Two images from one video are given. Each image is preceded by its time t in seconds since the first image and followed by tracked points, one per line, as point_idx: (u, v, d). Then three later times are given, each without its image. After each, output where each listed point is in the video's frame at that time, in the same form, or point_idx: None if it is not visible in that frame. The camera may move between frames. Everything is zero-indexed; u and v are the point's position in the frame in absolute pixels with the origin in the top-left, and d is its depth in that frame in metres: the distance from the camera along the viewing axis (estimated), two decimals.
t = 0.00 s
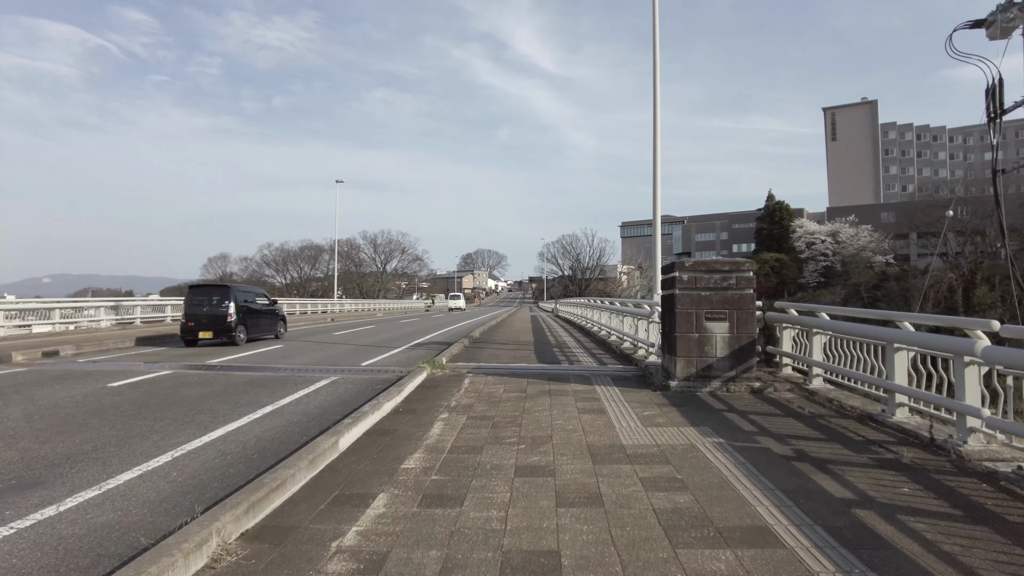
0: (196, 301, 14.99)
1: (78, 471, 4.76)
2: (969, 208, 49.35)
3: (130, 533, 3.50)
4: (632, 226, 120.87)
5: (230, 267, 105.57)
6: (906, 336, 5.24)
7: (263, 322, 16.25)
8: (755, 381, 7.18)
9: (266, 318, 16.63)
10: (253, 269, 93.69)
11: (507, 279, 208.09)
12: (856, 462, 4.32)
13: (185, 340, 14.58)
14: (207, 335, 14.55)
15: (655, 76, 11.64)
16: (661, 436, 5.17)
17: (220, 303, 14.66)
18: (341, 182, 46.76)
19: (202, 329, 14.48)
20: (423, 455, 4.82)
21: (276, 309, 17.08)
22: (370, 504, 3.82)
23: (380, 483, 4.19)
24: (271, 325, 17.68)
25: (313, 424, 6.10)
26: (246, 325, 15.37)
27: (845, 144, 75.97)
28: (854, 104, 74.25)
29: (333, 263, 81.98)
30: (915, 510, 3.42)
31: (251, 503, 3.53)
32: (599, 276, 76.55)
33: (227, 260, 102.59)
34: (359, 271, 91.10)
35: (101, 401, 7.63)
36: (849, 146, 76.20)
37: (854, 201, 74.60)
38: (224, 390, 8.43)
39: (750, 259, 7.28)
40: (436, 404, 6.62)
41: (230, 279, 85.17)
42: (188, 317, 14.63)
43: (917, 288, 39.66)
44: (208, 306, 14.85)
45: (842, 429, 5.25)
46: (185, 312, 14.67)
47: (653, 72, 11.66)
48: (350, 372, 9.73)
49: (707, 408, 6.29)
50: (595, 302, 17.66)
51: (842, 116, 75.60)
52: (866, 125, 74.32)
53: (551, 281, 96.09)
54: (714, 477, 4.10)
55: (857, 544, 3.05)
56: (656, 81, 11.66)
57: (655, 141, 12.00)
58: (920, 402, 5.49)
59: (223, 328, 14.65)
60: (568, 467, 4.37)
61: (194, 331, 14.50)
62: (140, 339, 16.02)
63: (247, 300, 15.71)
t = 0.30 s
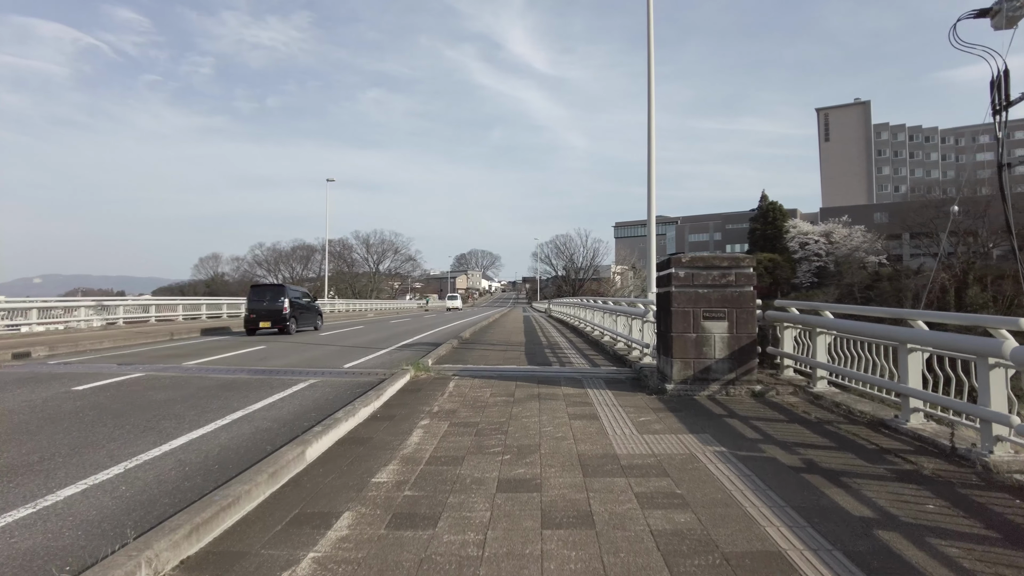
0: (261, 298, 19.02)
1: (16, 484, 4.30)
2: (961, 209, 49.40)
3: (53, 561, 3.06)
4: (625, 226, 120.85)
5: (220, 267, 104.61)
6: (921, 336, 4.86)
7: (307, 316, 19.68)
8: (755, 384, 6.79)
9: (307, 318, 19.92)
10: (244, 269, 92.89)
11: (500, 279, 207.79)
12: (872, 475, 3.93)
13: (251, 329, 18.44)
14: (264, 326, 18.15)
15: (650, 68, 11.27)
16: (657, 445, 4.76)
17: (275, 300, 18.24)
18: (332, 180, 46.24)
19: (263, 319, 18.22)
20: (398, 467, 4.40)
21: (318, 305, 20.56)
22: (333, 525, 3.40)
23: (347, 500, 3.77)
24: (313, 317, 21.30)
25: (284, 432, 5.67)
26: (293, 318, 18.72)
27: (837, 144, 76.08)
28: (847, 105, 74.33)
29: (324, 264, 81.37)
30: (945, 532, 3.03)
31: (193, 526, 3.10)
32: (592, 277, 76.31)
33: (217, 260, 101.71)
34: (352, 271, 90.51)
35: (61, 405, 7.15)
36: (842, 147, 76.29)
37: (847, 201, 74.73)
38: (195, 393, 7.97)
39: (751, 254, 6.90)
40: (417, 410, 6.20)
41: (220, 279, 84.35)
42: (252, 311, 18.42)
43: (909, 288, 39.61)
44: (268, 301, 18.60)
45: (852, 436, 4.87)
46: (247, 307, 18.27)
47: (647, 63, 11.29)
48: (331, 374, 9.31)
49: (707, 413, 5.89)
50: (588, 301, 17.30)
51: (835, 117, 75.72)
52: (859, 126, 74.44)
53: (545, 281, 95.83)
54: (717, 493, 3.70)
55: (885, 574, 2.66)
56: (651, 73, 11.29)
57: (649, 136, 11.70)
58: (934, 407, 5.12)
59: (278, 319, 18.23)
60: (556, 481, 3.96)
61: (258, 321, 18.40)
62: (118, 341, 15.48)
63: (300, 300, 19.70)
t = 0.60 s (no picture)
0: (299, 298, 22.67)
1: None
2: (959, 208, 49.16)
3: None
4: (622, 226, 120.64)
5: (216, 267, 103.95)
6: (955, 341, 4.43)
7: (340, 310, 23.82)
8: (766, 391, 6.37)
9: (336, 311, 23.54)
10: (240, 268, 92.35)
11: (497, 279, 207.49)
12: (911, 498, 3.50)
13: (296, 324, 22.65)
14: (308, 319, 23.00)
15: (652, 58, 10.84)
16: (666, 463, 4.33)
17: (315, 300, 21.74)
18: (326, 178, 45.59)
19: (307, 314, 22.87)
20: (379, 488, 3.94)
21: (345, 302, 24.28)
22: (299, 561, 2.94)
23: (318, 529, 3.32)
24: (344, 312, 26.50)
25: (258, 444, 5.21)
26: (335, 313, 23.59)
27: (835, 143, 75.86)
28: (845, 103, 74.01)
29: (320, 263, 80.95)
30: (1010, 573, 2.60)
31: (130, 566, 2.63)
32: (590, 276, 76.01)
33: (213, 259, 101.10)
34: (348, 271, 90.12)
35: (24, 413, 6.67)
36: (839, 146, 76.00)
37: (844, 201, 74.52)
38: (170, 400, 7.50)
39: (762, 252, 6.48)
40: (403, 420, 5.75)
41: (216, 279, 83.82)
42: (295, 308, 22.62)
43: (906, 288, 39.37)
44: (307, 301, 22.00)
45: (880, 451, 4.44)
46: (294, 304, 22.90)
47: (649, 54, 10.86)
48: (317, 379, 8.85)
49: (718, 424, 5.47)
50: (586, 301, 16.89)
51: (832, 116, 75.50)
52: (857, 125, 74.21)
53: (542, 280, 95.54)
54: (738, 521, 3.26)
55: None
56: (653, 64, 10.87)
57: (650, 130, 11.27)
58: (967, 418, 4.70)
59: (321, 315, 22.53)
60: (555, 506, 3.52)
61: (303, 316, 22.89)
62: (102, 342, 14.98)
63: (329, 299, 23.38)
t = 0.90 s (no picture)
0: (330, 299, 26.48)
1: None
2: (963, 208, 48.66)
3: None
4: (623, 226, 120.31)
5: (216, 266, 103.69)
6: (994, 351, 4.02)
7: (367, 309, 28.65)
8: (780, 401, 5.98)
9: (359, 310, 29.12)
10: (240, 268, 92.19)
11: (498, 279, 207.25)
12: (954, 532, 3.11)
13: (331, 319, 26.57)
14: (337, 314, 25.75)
15: (656, 51, 10.40)
16: (676, 486, 3.93)
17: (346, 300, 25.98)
18: (326, 178, 45.08)
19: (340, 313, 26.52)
20: (359, 516, 3.55)
21: (370, 303, 28.18)
22: None
23: (285, 568, 2.92)
24: (367, 312, 32.19)
25: (234, 461, 4.81)
26: (361, 312, 27.29)
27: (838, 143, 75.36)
28: (847, 103, 73.48)
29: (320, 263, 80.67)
30: None
31: None
32: (591, 276, 75.69)
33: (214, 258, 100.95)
34: (349, 270, 89.91)
35: None
36: (842, 146, 75.49)
37: (847, 201, 74.02)
38: (149, 407, 7.10)
39: (776, 253, 6.09)
40: (392, 434, 5.35)
41: (216, 278, 83.57)
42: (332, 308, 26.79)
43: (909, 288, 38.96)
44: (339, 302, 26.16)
45: (913, 472, 4.04)
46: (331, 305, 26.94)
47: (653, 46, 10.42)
48: (307, 385, 8.46)
49: (730, 438, 5.07)
50: (588, 302, 16.50)
51: (835, 116, 75.02)
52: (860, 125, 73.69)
53: (542, 280, 95.22)
54: (762, 560, 2.88)
55: None
56: (657, 57, 10.43)
57: (655, 126, 10.87)
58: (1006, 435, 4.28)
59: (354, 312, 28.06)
60: (554, 541, 3.13)
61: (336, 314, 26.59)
62: (91, 343, 14.59)
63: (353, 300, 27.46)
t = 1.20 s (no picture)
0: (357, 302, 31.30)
1: None
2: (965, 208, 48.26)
3: None
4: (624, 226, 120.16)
5: (215, 267, 103.47)
6: None
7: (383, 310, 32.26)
8: (791, 406, 5.59)
9: (381, 308, 34.92)
10: (240, 268, 92.03)
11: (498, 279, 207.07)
12: (1000, 562, 2.71)
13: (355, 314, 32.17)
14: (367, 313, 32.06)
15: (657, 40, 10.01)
16: (681, 503, 3.54)
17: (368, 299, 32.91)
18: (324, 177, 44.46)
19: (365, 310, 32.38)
20: (325, 538, 3.16)
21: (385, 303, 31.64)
22: None
23: None
24: (366, 313, 31.93)
25: (199, 473, 4.42)
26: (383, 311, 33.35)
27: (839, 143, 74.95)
28: (848, 102, 73.02)
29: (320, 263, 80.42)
30: None
31: None
32: (591, 276, 75.43)
33: (213, 259, 100.79)
34: (348, 271, 89.69)
35: None
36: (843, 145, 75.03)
37: (848, 201, 73.65)
38: (122, 411, 6.72)
39: (785, 248, 5.71)
40: (373, 442, 4.97)
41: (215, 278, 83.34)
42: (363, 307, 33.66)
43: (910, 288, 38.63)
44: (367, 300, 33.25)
45: (943, 487, 3.63)
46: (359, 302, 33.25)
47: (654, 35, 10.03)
48: (292, 388, 8.08)
49: (739, 448, 4.67)
50: (587, 302, 16.14)
51: (836, 115, 74.63)
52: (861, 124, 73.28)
53: (542, 280, 94.94)
54: None
55: None
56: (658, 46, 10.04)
57: (657, 119, 10.48)
58: None
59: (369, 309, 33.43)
60: (543, 570, 2.74)
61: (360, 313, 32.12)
62: (78, 344, 14.22)
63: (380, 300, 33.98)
